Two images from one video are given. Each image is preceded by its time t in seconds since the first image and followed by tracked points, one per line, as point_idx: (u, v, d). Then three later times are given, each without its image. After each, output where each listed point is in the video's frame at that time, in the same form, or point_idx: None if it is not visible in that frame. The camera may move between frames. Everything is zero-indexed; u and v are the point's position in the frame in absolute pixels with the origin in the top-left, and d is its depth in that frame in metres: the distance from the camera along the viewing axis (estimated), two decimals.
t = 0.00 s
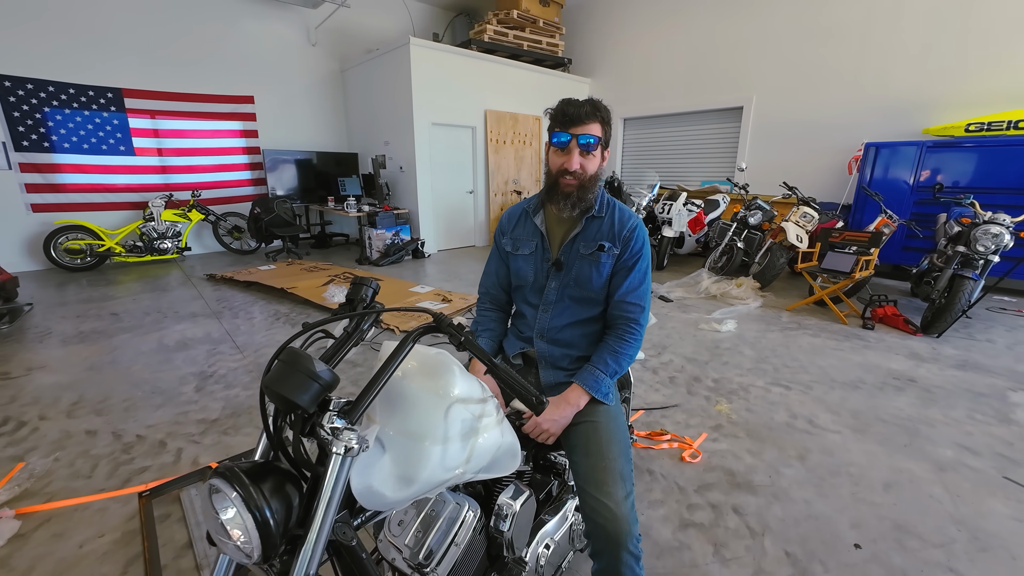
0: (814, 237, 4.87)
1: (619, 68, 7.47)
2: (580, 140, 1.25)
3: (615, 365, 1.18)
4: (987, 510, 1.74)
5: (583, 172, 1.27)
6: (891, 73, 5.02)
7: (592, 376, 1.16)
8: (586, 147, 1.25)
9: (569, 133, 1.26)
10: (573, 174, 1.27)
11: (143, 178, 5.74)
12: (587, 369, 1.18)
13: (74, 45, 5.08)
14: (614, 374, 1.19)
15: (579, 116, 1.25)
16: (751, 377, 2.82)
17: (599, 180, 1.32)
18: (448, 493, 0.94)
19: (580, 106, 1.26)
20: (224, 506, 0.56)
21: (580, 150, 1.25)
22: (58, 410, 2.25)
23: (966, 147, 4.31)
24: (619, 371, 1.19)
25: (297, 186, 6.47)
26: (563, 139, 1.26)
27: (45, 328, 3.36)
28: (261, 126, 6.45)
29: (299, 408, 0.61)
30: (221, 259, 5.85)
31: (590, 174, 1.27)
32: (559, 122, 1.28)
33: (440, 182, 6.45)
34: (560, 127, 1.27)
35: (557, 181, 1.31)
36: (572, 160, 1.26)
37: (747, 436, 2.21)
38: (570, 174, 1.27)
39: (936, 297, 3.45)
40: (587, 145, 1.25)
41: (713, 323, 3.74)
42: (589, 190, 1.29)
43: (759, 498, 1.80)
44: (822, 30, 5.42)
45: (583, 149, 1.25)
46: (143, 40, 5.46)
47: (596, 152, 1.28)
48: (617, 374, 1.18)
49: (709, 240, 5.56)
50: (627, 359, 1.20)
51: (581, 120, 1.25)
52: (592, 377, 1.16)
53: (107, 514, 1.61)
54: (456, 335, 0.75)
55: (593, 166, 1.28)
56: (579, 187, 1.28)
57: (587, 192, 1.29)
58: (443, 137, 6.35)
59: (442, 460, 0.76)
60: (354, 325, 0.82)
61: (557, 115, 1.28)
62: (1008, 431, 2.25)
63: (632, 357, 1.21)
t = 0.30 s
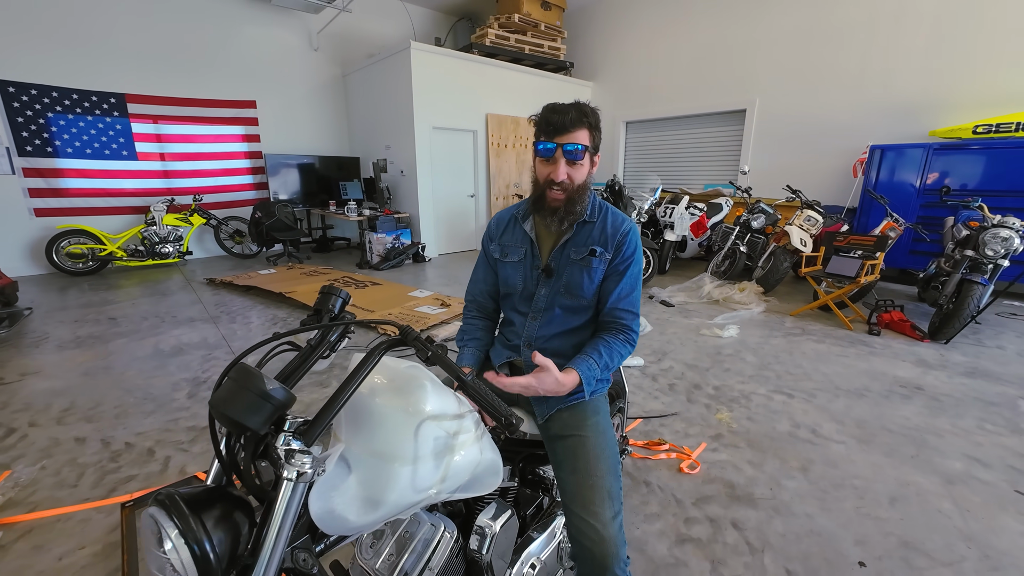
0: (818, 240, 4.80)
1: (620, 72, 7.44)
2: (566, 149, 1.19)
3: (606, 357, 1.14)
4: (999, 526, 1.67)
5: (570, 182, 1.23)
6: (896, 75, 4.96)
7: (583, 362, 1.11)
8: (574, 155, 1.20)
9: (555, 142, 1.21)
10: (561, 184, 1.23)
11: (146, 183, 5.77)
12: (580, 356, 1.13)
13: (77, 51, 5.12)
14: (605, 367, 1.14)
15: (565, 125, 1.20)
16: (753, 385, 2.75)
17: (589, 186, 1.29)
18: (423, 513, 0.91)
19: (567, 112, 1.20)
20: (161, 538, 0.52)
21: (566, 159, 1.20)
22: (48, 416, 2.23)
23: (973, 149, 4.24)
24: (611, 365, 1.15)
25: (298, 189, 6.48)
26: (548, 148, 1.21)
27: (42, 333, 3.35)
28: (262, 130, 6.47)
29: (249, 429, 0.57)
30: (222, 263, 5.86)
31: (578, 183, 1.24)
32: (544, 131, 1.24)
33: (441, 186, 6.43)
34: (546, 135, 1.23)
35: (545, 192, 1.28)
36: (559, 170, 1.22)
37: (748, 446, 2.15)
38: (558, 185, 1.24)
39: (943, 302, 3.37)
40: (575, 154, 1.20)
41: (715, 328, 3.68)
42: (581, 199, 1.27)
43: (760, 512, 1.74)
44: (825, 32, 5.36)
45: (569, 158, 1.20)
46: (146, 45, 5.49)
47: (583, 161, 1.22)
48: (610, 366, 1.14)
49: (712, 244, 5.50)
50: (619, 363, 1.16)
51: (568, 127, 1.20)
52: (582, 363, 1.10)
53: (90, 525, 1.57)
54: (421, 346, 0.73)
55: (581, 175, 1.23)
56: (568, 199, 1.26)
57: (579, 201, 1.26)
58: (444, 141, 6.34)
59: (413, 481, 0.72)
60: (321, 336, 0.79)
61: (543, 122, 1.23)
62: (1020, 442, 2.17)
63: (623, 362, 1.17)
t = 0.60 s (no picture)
0: (822, 242, 4.75)
1: (623, 73, 7.42)
2: (544, 146, 1.18)
3: (600, 359, 1.10)
4: (1006, 536, 1.62)
5: (552, 182, 1.21)
6: (901, 76, 4.90)
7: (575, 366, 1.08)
8: (552, 153, 1.18)
9: (534, 141, 1.20)
10: (543, 184, 1.22)
11: (149, 184, 5.79)
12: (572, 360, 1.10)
13: (82, 54, 5.16)
14: (599, 370, 1.10)
15: (543, 123, 1.18)
16: (755, 389, 2.71)
17: (575, 182, 1.26)
18: (402, 521, 0.88)
19: (546, 110, 1.19)
20: (110, 551, 0.55)
21: (546, 158, 1.19)
22: (43, 417, 2.22)
23: (980, 150, 4.17)
24: (608, 366, 1.11)
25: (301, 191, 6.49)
26: (527, 147, 1.20)
27: (42, 333, 3.36)
28: (265, 132, 6.49)
29: (207, 435, 0.56)
30: (224, 265, 5.87)
31: (560, 182, 1.22)
32: (525, 131, 1.23)
33: (442, 188, 6.42)
34: (527, 135, 1.22)
35: (531, 192, 1.26)
36: (539, 169, 1.20)
37: (748, 451, 2.11)
38: (541, 185, 1.22)
39: (949, 305, 3.31)
40: (553, 151, 1.17)
41: (717, 331, 3.63)
42: (570, 195, 1.24)
43: (758, 520, 1.70)
44: (829, 32, 5.32)
45: (548, 157, 1.18)
46: (150, 48, 5.53)
47: (565, 158, 1.19)
48: (605, 368, 1.10)
49: (715, 246, 5.45)
50: (615, 365, 1.12)
51: (546, 126, 1.18)
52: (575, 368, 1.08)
53: (78, 527, 1.56)
54: (391, 347, 0.75)
55: (563, 174, 1.21)
56: (552, 197, 1.23)
57: (563, 198, 1.23)
58: (446, 142, 6.33)
59: (387, 489, 0.70)
60: (296, 335, 0.78)
61: (523, 121, 1.23)
62: None
63: (620, 365, 1.12)
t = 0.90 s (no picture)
0: (828, 243, 4.71)
1: (627, 73, 7.40)
2: (536, 143, 1.16)
3: (598, 366, 1.10)
4: (1014, 541, 1.60)
5: (544, 179, 1.20)
6: (908, 75, 4.86)
7: (575, 385, 1.08)
8: (543, 150, 1.16)
9: (526, 137, 1.19)
10: (536, 181, 1.20)
11: (154, 184, 5.83)
12: (571, 378, 1.10)
13: (88, 55, 5.19)
14: (600, 384, 1.10)
15: (533, 118, 1.17)
16: (758, 390, 2.68)
17: (572, 180, 1.24)
18: (400, 522, 0.88)
19: (538, 107, 1.18)
20: (100, 551, 0.54)
21: (538, 154, 1.17)
22: (46, 415, 2.23)
23: (988, 150, 4.13)
24: (608, 371, 1.11)
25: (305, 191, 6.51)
26: (519, 144, 1.19)
27: (47, 332, 3.38)
28: (269, 132, 6.51)
29: (199, 434, 0.56)
30: (228, 264, 5.89)
31: (554, 179, 1.20)
32: (520, 127, 1.22)
33: (445, 187, 6.42)
34: (520, 132, 1.21)
35: (526, 189, 1.24)
36: (530, 165, 1.19)
37: (751, 453, 2.09)
38: (534, 182, 1.21)
39: (957, 306, 3.29)
40: (544, 147, 1.16)
41: (720, 332, 3.61)
42: (565, 193, 1.22)
43: (761, 522, 1.69)
44: (835, 31, 5.28)
45: (540, 153, 1.16)
46: (155, 48, 5.55)
47: (558, 154, 1.18)
48: (606, 372, 1.10)
49: (719, 246, 5.42)
50: (614, 368, 1.12)
51: (538, 122, 1.17)
52: (576, 388, 1.08)
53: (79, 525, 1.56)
54: (389, 348, 0.74)
55: (556, 171, 1.19)
56: (546, 193, 1.21)
57: (557, 195, 1.21)
58: (449, 142, 6.33)
59: (382, 490, 0.69)
60: (291, 333, 0.78)
61: (518, 119, 1.22)
62: None
63: (619, 368, 1.12)
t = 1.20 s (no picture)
0: (834, 243, 4.68)
1: (632, 72, 7.38)
2: (538, 139, 1.16)
3: (608, 365, 1.09)
4: None
5: (546, 175, 1.19)
6: (917, 73, 4.81)
7: (584, 385, 1.07)
8: (546, 146, 1.16)
9: (529, 134, 1.19)
10: (538, 177, 1.20)
11: (161, 182, 5.86)
12: (580, 377, 1.08)
13: (95, 54, 5.23)
14: (608, 383, 1.09)
15: (535, 116, 1.18)
16: (764, 390, 2.67)
17: (575, 176, 1.23)
18: (406, 518, 0.88)
19: (540, 105, 1.18)
20: (109, 545, 0.54)
21: (539, 151, 1.17)
22: (54, 411, 2.25)
23: (997, 149, 4.09)
24: (616, 370, 1.09)
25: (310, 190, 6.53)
26: (522, 140, 1.19)
27: (55, 329, 3.40)
28: (275, 131, 6.54)
29: (206, 428, 0.56)
30: (234, 262, 5.92)
31: (556, 175, 1.19)
32: (523, 124, 1.22)
33: (449, 186, 6.42)
34: (523, 129, 1.21)
35: (528, 185, 1.24)
36: (532, 162, 1.19)
37: (757, 454, 2.08)
38: (536, 178, 1.21)
39: (966, 307, 3.25)
40: (547, 144, 1.16)
41: (725, 332, 3.59)
42: (569, 189, 1.21)
43: (767, 523, 1.67)
44: (842, 29, 5.24)
45: (542, 149, 1.16)
46: (162, 48, 5.59)
47: (561, 151, 1.18)
48: (614, 371, 1.09)
49: (724, 246, 5.39)
50: (623, 367, 1.11)
51: (539, 118, 1.17)
52: (584, 388, 1.07)
53: (86, 521, 1.57)
54: (395, 345, 0.73)
55: (559, 167, 1.19)
56: (549, 189, 1.20)
57: (560, 191, 1.21)
58: (453, 141, 6.33)
59: (388, 487, 0.69)
60: (297, 329, 0.78)
61: (520, 116, 1.22)
62: None
63: (627, 366, 1.11)
